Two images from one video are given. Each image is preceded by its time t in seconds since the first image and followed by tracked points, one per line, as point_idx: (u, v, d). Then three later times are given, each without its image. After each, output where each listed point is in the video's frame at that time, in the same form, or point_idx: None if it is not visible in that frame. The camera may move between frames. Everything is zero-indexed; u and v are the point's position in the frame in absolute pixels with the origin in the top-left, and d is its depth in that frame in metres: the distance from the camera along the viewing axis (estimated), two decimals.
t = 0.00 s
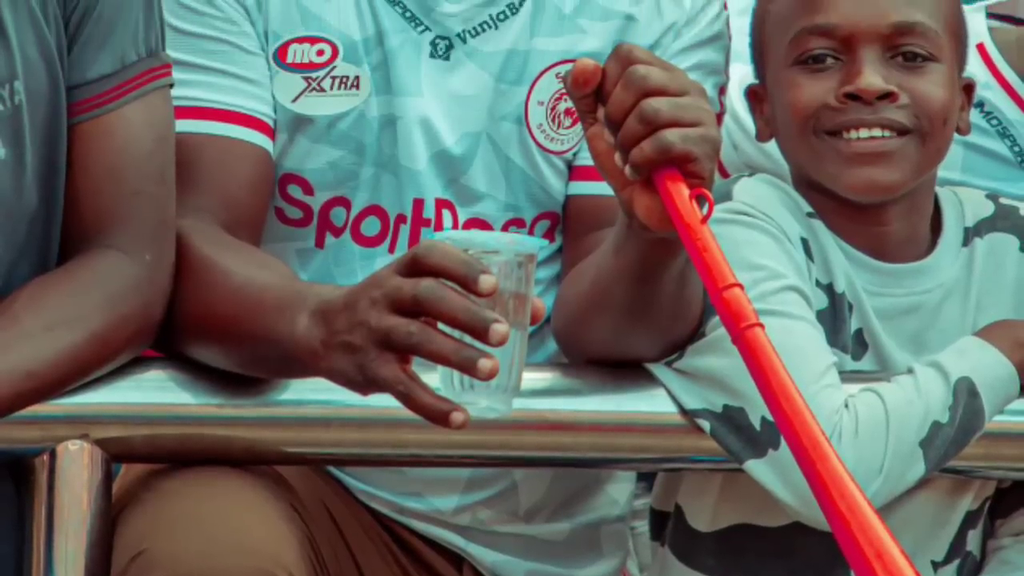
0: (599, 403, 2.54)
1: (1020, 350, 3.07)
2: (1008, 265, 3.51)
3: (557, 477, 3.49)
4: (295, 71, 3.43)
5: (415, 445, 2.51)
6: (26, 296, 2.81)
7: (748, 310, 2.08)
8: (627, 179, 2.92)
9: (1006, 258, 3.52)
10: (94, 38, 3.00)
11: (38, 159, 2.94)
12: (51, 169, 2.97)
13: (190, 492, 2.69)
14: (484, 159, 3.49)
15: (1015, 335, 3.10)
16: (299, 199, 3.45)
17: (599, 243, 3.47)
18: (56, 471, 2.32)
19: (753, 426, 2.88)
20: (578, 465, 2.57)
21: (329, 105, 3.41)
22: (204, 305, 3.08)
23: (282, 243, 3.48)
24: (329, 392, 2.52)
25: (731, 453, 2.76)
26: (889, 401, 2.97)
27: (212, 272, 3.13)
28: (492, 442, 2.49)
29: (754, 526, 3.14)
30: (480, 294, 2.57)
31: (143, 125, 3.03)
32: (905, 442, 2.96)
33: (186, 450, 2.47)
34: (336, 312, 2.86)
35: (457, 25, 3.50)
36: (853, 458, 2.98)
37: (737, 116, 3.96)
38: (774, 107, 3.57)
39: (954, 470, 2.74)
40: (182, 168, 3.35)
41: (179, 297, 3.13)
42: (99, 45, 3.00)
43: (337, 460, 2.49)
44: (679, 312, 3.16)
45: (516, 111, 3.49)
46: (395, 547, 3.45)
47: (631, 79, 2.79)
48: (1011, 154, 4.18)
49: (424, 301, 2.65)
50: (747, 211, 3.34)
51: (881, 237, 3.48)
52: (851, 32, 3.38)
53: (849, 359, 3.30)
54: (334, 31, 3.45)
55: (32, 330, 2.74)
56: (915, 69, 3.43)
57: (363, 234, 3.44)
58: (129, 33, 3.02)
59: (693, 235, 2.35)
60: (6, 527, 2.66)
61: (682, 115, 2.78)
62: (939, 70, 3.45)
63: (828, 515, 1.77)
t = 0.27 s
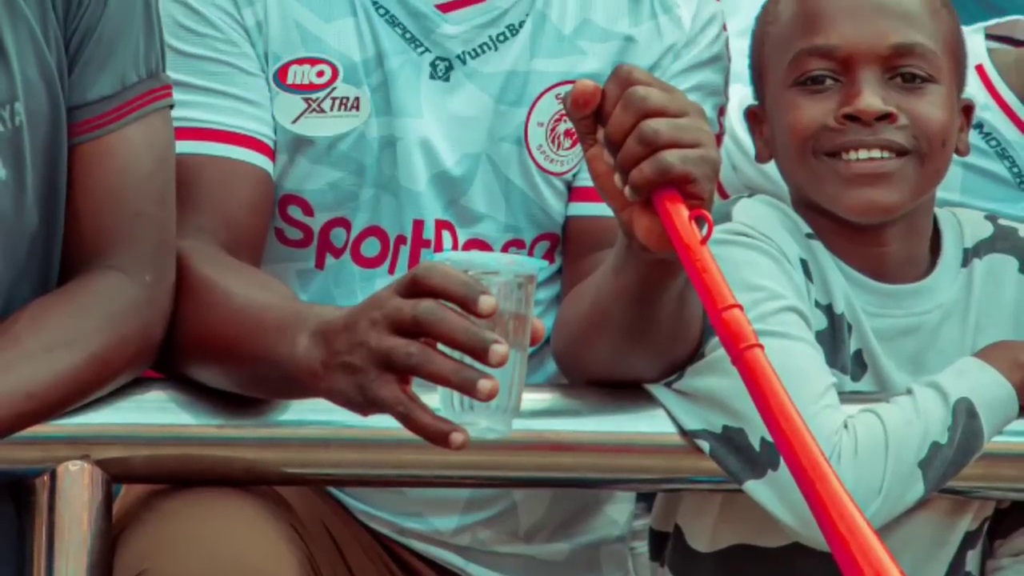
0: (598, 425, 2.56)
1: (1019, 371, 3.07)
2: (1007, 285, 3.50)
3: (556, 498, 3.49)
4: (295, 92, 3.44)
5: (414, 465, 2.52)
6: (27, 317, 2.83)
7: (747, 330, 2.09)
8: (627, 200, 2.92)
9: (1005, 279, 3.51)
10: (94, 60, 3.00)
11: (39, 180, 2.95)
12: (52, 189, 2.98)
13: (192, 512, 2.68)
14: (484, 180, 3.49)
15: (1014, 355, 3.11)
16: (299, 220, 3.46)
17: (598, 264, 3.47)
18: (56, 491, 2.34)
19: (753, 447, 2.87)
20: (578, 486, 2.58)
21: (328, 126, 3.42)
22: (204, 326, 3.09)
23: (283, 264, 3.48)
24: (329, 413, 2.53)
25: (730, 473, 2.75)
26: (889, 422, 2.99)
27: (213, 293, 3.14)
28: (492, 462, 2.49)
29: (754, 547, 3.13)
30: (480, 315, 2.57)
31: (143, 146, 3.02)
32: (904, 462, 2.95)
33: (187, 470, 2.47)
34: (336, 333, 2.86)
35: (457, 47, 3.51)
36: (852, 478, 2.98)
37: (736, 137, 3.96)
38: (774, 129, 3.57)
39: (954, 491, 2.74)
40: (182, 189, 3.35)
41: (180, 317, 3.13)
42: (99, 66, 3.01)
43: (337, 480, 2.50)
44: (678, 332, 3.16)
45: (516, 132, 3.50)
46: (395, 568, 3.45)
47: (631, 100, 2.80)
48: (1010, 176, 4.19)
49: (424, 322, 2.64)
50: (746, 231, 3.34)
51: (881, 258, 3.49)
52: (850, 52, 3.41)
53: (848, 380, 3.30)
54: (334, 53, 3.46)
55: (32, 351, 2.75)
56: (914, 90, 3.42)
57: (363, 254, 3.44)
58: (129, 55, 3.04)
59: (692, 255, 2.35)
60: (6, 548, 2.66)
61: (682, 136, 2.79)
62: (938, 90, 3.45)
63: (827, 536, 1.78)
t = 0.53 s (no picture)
0: (598, 446, 2.56)
1: (1017, 392, 3.06)
2: (1006, 306, 3.52)
3: (555, 519, 3.48)
4: (295, 113, 3.44)
5: (414, 486, 2.52)
6: (28, 337, 2.84)
7: (746, 351, 2.09)
8: (627, 222, 2.93)
9: (1003, 301, 3.53)
10: (95, 81, 3.01)
11: (39, 201, 2.96)
12: (52, 211, 2.99)
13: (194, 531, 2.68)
14: (484, 201, 3.50)
15: (1013, 376, 3.11)
16: (299, 241, 3.47)
17: (598, 284, 3.48)
18: (57, 512, 2.35)
19: (753, 467, 2.88)
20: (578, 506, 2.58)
21: (328, 147, 3.42)
22: (204, 347, 3.10)
23: (283, 284, 3.49)
24: (329, 433, 2.52)
25: (730, 494, 2.77)
26: (888, 443, 2.99)
27: (213, 314, 3.14)
28: (491, 483, 2.50)
29: (753, 567, 3.13)
30: (480, 336, 2.58)
31: (143, 167, 3.03)
32: (903, 482, 2.96)
33: (187, 491, 2.47)
34: (336, 353, 2.87)
35: (457, 68, 3.51)
36: (851, 499, 2.98)
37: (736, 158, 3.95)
38: (773, 149, 3.57)
39: (953, 511, 2.74)
40: (182, 210, 3.34)
41: (179, 338, 3.14)
42: (100, 88, 3.01)
43: (337, 501, 2.50)
44: (678, 352, 3.16)
45: (515, 153, 3.50)
46: None
47: (630, 121, 2.81)
48: (1009, 197, 4.20)
49: (424, 342, 2.65)
50: (746, 252, 3.35)
51: (881, 278, 3.49)
52: (850, 74, 3.42)
53: (847, 401, 3.31)
54: (334, 74, 3.46)
55: (33, 372, 2.76)
56: (914, 111, 3.43)
57: (363, 275, 3.46)
58: (130, 76, 3.04)
59: (692, 276, 2.35)
60: (7, 569, 2.66)
61: (681, 157, 2.80)
62: (937, 111, 3.45)
63: (826, 556, 1.78)
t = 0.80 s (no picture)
0: (597, 466, 2.56)
1: (1017, 413, 3.07)
2: (1005, 328, 3.51)
3: (555, 538, 3.47)
4: (295, 134, 3.45)
5: (414, 507, 2.52)
6: (28, 359, 2.85)
7: (745, 372, 2.10)
8: (626, 243, 2.94)
9: (1002, 321, 3.53)
10: (95, 102, 3.01)
11: (40, 222, 2.98)
12: (53, 232, 3.00)
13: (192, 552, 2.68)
14: (484, 222, 3.50)
15: (1012, 397, 3.11)
16: (299, 262, 3.47)
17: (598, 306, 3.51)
18: (57, 532, 2.35)
19: (752, 488, 2.87)
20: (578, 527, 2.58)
21: (328, 169, 3.43)
22: (204, 367, 3.10)
23: (283, 305, 3.49)
24: (330, 453, 2.52)
25: (730, 515, 2.76)
26: (887, 463, 2.98)
27: (214, 335, 3.14)
28: (492, 504, 2.50)
29: None
30: (480, 357, 2.58)
31: (143, 188, 3.03)
32: (902, 503, 2.96)
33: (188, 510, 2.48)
34: (336, 374, 2.87)
35: (457, 89, 3.52)
36: (850, 519, 2.98)
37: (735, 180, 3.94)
38: (773, 170, 3.57)
39: (952, 531, 2.74)
40: (182, 231, 3.35)
41: (179, 360, 3.14)
42: (100, 109, 3.02)
43: (338, 522, 2.50)
44: (678, 373, 3.17)
45: (515, 174, 3.51)
46: None
47: (630, 143, 2.81)
48: (1008, 218, 4.20)
49: (424, 363, 2.65)
50: (746, 273, 3.35)
51: (881, 299, 3.49)
52: (849, 95, 3.42)
53: (847, 422, 3.31)
54: (334, 95, 3.46)
55: (33, 394, 2.77)
56: (913, 132, 3.43)
57: (363, 296, 3.46)
58: (130, 98, 3.05)
59: (692, 297, 2.36)
60: None
61: (681, 178, 2.81)
62: (936, 132, 3.46)
63: None
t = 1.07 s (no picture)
0: (597, 487, 2.57)
1: (1016, 433, 3.07)
2: (1003, 348, 3.52)
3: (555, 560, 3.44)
4: (294, 155, 3.45)
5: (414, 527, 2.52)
6: (29, 380, 2.86)
7: (746, 393, 2.11)
8: (626, 263, 2.94)
9: (1002, 342, 3.53)
10: (95, 123, 3.02)
11: (41, 243, 2.99)
12: (54, 254, 3.01)
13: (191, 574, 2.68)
14: (484, 243, 3.51)
15: (1012, 417, 3.11)
16: (299, 283, 3.48)
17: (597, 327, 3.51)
18: (57, 553, 2.33)
19: (751, 508, 2.88)
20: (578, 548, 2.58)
21: (329, 190, 3.43)
22: (204, 389, 3.12)
23: (283, 326, 3.50)
24: (330, 474, 2.53)
25: (730, 535, 2.77)
26: (886, 484, 2.98)
27: (214, 356, 3.15)
28: (492, 524, 2.51)
29: None
30: (479, 378, 2.59)
31: (144, 209, 3.03)
32: (901, 523, 2.96)
33: (188, 531, 2.48)
34: (336, 395, 2.87)
35: (457, 110, 3.53)
36: (849, 540, 2.98)
37: (735, 201, 3.95)
38: (772, 192, 3.58)
39: (950, 552, 2.73)
40: (182, 253, 3.36)
41: (179, 382, 3.16)
42: (100, 129, 3.02)
43: (338, 543, 2.50)
44: (677, 395, 3.18)
45: (515, 195, 3.52)
46: None
47: (630, 163, 2.82)
48: (1007, 239, 4.20)
49: (424, 384, 2.65)
50: (745, 294, 3.35)
51: (880, 320, 3.49)
52: (848, 116, 3.43)
53: (846, 441, 3.32)
54: (334, 116, 3.47)
55: (33, 415, 2.78)
56: (912, 153, 3.44)
57: (363, 317, 3.46)
58: (131, 118, 3.05)
59: (691, 317, 2.37)
60: None
61: (680, 199, 2.82)
62: (936, 153, 3.46)
63: None
